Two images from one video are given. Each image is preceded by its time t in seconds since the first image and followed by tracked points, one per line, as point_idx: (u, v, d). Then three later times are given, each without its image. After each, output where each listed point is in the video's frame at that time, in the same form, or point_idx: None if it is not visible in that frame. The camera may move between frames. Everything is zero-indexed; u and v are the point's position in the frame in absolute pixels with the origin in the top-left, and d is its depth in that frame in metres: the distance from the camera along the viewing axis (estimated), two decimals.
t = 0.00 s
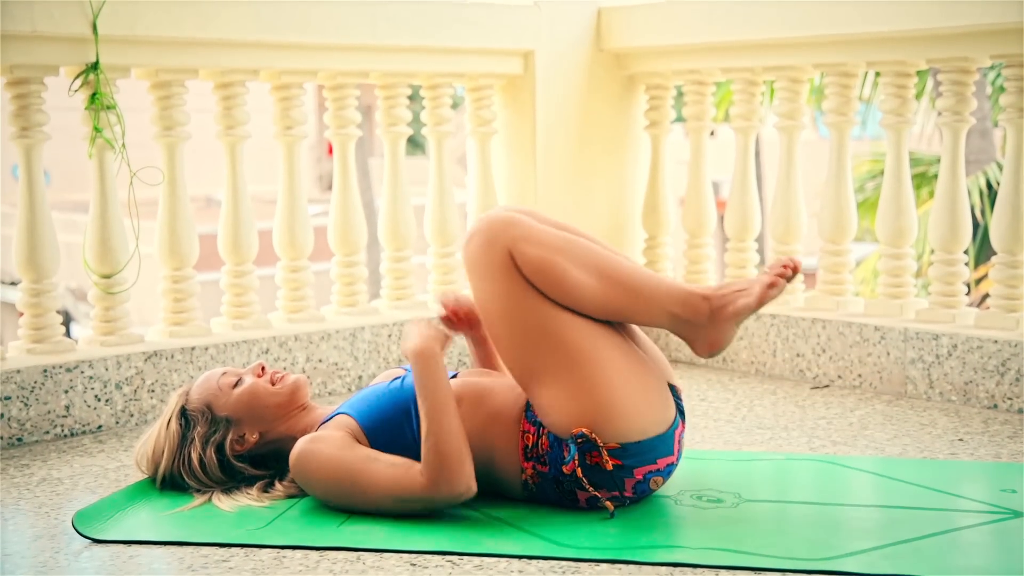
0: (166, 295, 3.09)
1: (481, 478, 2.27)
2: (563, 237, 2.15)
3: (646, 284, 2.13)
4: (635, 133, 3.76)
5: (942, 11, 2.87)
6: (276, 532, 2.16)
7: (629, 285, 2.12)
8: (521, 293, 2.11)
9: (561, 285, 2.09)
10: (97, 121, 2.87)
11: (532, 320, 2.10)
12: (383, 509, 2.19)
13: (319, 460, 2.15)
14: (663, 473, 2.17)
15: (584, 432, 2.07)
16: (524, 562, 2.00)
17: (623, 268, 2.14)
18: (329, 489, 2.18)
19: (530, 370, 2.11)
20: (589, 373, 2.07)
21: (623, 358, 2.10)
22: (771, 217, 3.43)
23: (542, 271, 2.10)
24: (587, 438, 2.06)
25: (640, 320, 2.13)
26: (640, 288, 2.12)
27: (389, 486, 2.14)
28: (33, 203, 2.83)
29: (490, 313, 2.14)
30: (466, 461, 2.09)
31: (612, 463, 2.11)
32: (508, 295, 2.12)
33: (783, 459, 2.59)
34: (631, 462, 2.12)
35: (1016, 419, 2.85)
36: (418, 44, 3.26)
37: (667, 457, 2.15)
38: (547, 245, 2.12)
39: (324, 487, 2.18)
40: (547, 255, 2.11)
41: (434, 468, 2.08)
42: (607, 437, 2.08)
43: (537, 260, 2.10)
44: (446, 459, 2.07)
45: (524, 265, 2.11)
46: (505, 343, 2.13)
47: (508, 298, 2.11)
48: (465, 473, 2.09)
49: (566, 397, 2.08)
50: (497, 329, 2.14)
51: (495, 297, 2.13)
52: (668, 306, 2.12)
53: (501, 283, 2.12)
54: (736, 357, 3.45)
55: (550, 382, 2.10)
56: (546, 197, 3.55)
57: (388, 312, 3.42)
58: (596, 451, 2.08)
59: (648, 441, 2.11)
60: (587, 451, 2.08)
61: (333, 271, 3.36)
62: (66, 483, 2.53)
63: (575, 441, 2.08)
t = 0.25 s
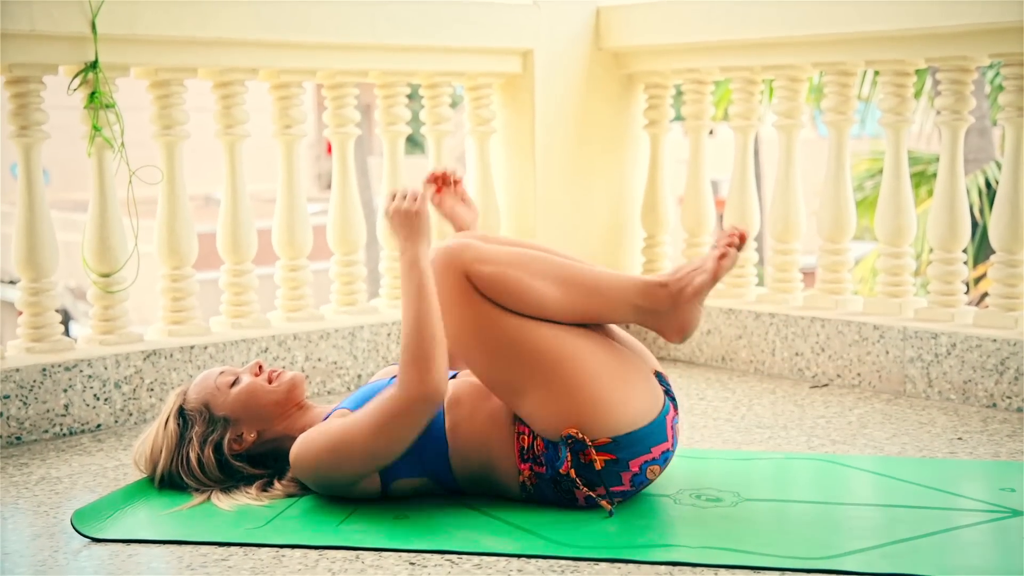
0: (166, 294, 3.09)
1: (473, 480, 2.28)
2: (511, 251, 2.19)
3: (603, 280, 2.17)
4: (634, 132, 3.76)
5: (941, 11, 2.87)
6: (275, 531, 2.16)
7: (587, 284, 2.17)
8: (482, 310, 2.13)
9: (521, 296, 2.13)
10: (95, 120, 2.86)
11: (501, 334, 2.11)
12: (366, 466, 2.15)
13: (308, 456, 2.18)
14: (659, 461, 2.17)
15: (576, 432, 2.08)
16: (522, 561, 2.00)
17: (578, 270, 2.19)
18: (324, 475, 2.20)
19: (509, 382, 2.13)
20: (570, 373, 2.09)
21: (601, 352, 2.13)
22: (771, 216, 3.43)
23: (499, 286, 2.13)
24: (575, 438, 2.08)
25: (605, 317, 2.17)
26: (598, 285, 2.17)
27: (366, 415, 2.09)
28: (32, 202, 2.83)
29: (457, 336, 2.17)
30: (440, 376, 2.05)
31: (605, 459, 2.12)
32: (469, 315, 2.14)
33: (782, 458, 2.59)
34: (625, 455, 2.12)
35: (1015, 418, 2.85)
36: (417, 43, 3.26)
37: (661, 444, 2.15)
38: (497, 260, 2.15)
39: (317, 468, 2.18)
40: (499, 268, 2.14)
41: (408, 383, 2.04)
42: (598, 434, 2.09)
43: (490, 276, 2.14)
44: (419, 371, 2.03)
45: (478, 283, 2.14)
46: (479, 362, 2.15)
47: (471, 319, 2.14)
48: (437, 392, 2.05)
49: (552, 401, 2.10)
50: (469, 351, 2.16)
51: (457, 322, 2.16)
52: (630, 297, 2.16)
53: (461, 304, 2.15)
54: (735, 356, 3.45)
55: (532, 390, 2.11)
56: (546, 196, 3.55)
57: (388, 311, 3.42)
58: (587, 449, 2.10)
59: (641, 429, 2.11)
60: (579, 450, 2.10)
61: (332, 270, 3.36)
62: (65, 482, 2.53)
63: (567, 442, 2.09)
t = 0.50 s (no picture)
0: (165, 294, 3.09)
1: (472, 480, 2.28)
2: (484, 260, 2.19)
3: (581, 279, 2.20)
4: (634, 132, 3.76)
5: (941, 11, 2.87)
6: (275, 530, 2.16)
7: (566, 285, 2.19)
8: (464, 319, 2.13)
9: (502, 300, 2.13)
10: (96, 119, 2.86)
11: (486, 340, 2.11)
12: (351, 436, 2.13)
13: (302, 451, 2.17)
14: (659, 453, 2.17)
15: (573, 432, 2.09)
16: (523, 560, 2.00)
17: (553, 271, 2.20)
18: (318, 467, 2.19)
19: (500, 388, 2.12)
20: (561, 372, 2.10)
21: (590, 349, 2.13)
22: (771, 216, 3.44)
23: (477, 293, 2.13)
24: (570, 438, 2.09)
25: (589, 314, 2.20)
26: (577, 283, 2.20)
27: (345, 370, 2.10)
28: (32, 201, 2.82)
29: (441, 347, 2.16)
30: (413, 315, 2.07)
31: (604, 455, 2.12)
32: (450, 324, 2.13)
33: (782, 458, 2.59)
34: (624, 450, 2.13)
35: (1015, 418, 2.86)
36: (417, 42, 3.26)
37: (659, 437, 2.16)
38: (471, 268, 2.16)
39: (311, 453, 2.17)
40: (474, 275, 2.15)
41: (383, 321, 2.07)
42: (595, 432, 2.10)
43: (466, 284, 2.14)
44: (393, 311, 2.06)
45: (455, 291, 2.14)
46: (468, 370, 2.14)
47: (453, 328, 2.13)
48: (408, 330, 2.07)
49: (547, 401, 2.10)
50: (456, 361, 2.15)
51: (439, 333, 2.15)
52: (611, 291, 2.21)
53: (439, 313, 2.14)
54: (735, 355, 3.45)
55: (525, 395, 2.11)
56: (546, 195, 3.55)
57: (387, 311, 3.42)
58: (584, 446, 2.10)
59: (636, 422, 2.12)
60: (576, 448, 2.10)
61: (332, 270, 3.36)
62: (66, 481, 2.53)
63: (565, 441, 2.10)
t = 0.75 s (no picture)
0: (165, 293, 3.09)
1: (472, 480, 2.28)
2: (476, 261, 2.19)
3: (575, 278, 2.21)
4: (635, 131, 3.76)
5: (941, 10, 2.87)
6: (275, 529, 2.16)
7: (560, 284, 2.19)
8: (458, 319, 2.13)
9: (496, 300, 2.13)
10: (96, 119, 2.86)
11: (482, 340, 2.12)
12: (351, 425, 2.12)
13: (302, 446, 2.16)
14: (659, 448, 2.17)
15: (571, 430, 2.09)
16: (523, 560, 2.00)
17: (547, 271, 2.20)
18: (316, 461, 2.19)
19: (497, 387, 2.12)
20: (558, 370, 2.10)
21: (586, 346, 2.14)
22: (771, 215, 3.44)
23: (471, 294, 2.13)
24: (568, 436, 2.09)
25: (584, 312, 2.21)
26: (571, 283, 2.20)
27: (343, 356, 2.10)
28: (32, 200, 2.82)
29: (436, 349, 2.16)
30: (411, 294, 2.07)
31: (604, 452, 2.12)
32: (444, 325, 2.14)
33: (782, 458, 2.59)
34: (622, 447, 2.13)
35: (1015, 417, 2.86)
36: (417, 42, 3.26)
37: (657, 432, 2.16)
38: (464, 270, 2.16)
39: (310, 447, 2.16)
40: (467, 276, 2.15)
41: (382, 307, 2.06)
42: (593, 429, 2.10)
43: (459, 284, 2.14)
44: (392, 291, 2.06)
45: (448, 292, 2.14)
46: (464, 370, 2.14)
47: (447, 329, 2.13)
48: (406, 310, 2.07)
49: (546, 399, 2.10)
50: (453, 362, 2.15)
51: (433, 335, 2.15)
52: (606, 289, 2.21)
53: (432, 315, 2.14)
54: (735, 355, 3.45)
55: (522, 394, 2.11)
56: (546, 194, 3.55)
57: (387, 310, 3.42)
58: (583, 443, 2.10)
59: (634, 418, 2.12)
60: (575, 446, 2.11)
61: (332, 269, 3.36)
62: (66, 481, 2.53)
63: (563, 440, 2.10)
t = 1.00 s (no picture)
0: (165, 293, 3.09)
1: (473, 480, 2.29)
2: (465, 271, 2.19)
3: (564, 279, 2.20)
4: (635, 130, 3.76)
5: (940, 10, 2.87)
6: (275, 529, 2.16)
7: (550, 287, 2.18)
8: (450, 330, 2.13)
9: (486, 309, 2.13)
10: (95, 118, 2.86)
11: (475, 350, 2.12)
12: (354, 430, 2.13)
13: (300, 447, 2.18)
14: (659, 448, 2.17)
15: (568, 436, 2.09)
16: (523, 559, 2.00)
17: (535, 275, 2.20)
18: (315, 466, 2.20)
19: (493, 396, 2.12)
20: (553, 376, 2.09)
21: (581, 350, 2.13)
22: (771, 215, 3.44)
23: (461, 304, 2.13)
24: (565, 442, 2.09)
25: (577, 313, 2.20)
26: (561, 284, 2.19)
27: (348, 365, 2.10)
28: (32, 200, 2.82)
29: (432, 361, 2.16)
30: (419, 305, 2.06)
31: (603, 455, 2.13)
32: (438, 336, 2.13)
33: (782, 457, 2.59)
34: (622, 450, 2.13)
35: (1015, 417, 2.86)
36: (417, 41, 3.26)
37: (657, 434, 2.15)
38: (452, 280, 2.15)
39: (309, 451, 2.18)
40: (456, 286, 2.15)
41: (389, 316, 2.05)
42: (590, 434, 2.10)
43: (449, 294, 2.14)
44: (399, 302, 2.05)
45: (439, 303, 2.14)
46: (460, 380, 2.15)
47: (440, 341, 2.13)
48: (414, 320, 2.06)
49: (543, 406, 2.09)
50: (449, 373, 2.15)
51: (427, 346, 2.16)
52: (596, 287, 2.21)
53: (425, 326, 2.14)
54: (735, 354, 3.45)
55: (519, 402, 2.10)
56: (546, 194, 3.55)
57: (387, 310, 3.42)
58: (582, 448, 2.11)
59: (632, 421, 2.11)
60: (574, 451, 2.11)
61: (332, 269, 3.36)
62: (66, 480, 2.53)
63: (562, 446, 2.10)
